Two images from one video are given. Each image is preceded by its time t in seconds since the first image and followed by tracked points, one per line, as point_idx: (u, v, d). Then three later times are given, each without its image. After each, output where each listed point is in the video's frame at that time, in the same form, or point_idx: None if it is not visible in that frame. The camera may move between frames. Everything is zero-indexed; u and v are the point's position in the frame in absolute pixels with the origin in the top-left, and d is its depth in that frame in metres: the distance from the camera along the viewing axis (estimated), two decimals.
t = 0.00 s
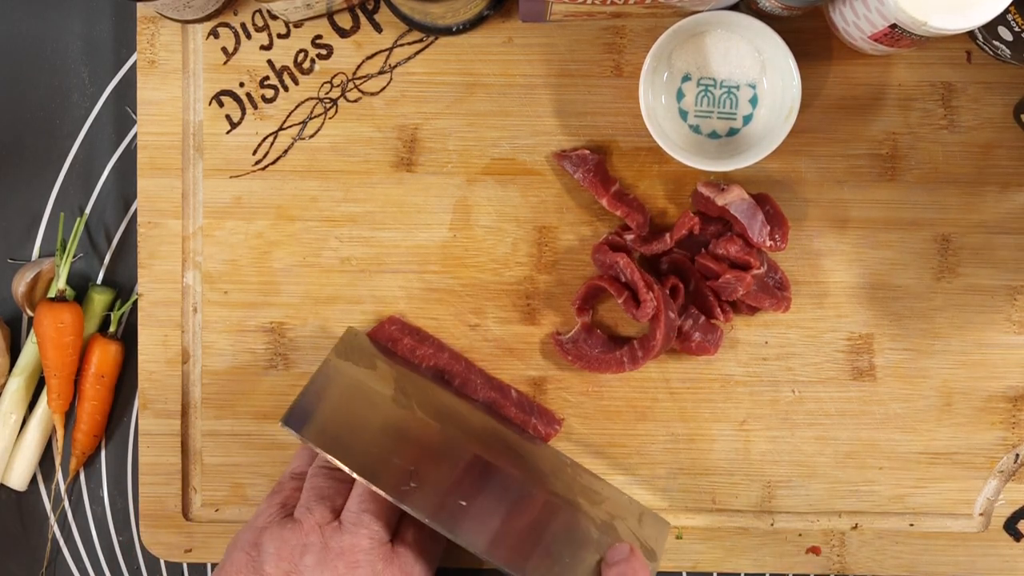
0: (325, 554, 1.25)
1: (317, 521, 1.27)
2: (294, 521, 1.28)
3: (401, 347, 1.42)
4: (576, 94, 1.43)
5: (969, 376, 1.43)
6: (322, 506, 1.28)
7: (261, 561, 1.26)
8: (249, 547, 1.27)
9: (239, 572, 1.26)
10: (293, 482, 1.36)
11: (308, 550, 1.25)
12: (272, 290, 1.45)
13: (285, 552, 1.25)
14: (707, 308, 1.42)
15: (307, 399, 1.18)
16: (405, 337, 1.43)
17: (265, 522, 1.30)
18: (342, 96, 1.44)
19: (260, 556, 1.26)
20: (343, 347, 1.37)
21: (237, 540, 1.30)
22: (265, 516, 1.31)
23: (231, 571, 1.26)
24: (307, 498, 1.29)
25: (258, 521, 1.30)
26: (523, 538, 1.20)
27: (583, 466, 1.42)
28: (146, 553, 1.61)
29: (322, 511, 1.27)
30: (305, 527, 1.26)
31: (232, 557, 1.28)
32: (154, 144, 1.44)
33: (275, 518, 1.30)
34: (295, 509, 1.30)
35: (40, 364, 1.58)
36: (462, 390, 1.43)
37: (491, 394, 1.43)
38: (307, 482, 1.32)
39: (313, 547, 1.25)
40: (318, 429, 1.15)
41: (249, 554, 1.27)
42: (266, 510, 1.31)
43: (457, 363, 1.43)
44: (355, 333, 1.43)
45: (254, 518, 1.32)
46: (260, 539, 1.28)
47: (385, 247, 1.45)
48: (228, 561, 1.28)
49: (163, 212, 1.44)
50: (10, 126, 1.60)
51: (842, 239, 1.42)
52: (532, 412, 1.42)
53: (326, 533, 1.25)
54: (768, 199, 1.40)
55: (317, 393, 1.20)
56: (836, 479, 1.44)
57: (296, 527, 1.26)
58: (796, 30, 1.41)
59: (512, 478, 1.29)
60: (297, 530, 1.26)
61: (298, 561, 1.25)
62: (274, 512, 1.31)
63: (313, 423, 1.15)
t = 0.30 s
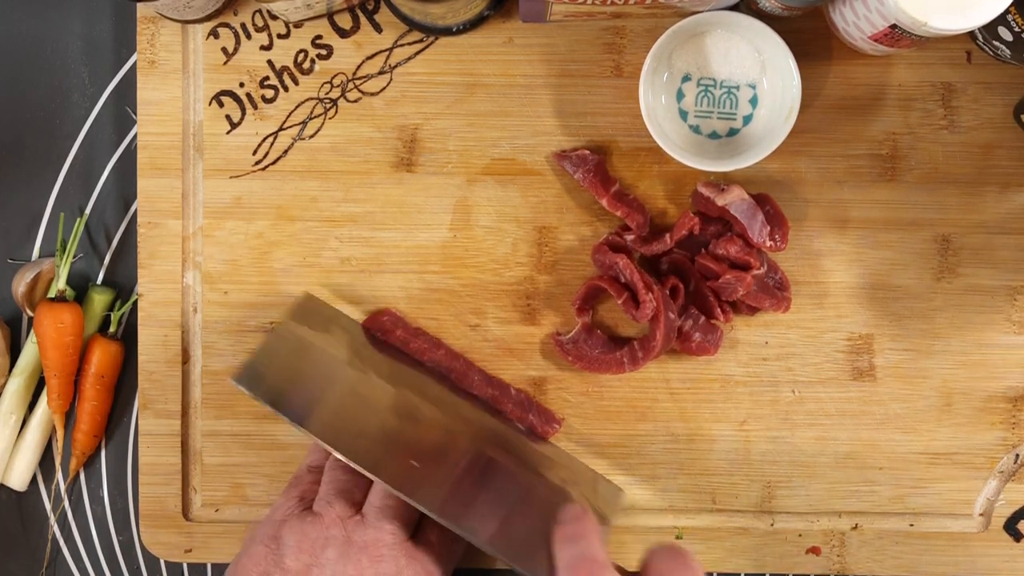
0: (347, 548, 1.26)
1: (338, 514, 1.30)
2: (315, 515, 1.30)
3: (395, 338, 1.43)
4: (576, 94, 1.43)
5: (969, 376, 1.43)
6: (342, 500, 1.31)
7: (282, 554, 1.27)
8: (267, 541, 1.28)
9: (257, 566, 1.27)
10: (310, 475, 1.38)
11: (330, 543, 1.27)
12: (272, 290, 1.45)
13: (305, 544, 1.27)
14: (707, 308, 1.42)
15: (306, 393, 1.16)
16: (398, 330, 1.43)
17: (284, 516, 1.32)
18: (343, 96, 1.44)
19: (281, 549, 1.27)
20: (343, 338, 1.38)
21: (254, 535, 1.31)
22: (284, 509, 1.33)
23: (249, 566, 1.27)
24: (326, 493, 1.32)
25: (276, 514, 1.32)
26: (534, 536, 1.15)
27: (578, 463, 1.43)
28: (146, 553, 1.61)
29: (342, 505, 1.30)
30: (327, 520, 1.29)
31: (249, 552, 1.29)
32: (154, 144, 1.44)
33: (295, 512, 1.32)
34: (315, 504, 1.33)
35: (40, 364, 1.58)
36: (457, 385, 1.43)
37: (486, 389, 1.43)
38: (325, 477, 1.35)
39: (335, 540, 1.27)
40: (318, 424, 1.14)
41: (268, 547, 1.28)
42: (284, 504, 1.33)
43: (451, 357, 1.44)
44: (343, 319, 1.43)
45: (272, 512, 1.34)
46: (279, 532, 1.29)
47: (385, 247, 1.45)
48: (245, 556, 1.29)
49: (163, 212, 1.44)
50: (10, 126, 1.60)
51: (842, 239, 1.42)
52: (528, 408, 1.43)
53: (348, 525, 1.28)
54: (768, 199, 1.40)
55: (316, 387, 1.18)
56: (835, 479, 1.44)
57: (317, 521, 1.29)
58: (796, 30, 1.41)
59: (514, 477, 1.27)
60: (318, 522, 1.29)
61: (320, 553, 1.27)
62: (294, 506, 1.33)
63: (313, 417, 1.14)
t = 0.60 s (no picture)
0: (347, 544, 1.26)
1: (337, 510, 1.28)
2: (314, 511, 1.29)
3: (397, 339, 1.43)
4: (576, 94, 1.43)
5: (969, 376, 1.43)
6: (341, 496, 1.30)
7: (282, 551, 1.27)
8: (267, 538, 1.28)
9: (257, 564, 1.27)
10: (308, 474, 1.37)
11: (330, 539, 1.26)
12: (272, 290, 1.45)
13: (305, 541, 1.26)
14: (707, 308, 1.42)
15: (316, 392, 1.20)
16: (407, 335, 1.43)
17: (282, 513, 1.31)
18: (342, 96, 1.44)
19: (280, 546, 1.27)
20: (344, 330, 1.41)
21: (253, 532, 1.31)
22: (282, 506, 1.32)
23: (249, 565, 1.27)
24: (325, 489, 1.30)
25: (275, 512, 1.31)
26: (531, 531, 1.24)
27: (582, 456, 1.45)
28: (146, 553, 1.61)
29: (342, 501, 1.29)
30: (327, 516, 1.28)
31: (249, 549, 1.29)
32: (154, 144, 1.44)
33: (293, 509, 1.31)
34: (313, 500, 1.31)
35: (40, 364, 1.58)
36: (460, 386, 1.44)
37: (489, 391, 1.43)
38: (322, 473, 1.33)
39: (335, 536, 1.26)
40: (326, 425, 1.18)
41: (268, 544, 1.28)
42: (282, 502, 1.32)
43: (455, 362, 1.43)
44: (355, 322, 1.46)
45: (271, 510, 1.32)
46: (278, 530, 1.29)
47: (385, 247, 1.45)
48: (245, 554, 1.29)
49: (163, 212, 1.44)
50: (10, 126, 1.60)
51: (842, 239, 1.42)
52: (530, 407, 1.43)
53: (348, 522, 1.28)
54: (768, 199, 1.40)
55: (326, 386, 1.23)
56: (835, 479, 1.44)
57: (316, 517, 1.28)
58: (796, 30, 1.41)
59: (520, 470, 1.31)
60: (317, 519, 1.28)
61: (320, 550, 1.26)
62: (293, 503, 1.32)
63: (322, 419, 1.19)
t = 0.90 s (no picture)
0: (349, 544, 1.27)
1: (337, 510, 1.29)
2: (314, 511, 1.29)
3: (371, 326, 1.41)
4: (576, 94, 1.43)
5: (969, 376, 1.43)
6: (340, 496, 1.30)
7: (283, 552, 1.28)
8: (267, 539, 1.29)
9: (258, 564, 1.28)
10: (309, 474, 1.36)
11: (331, 539, 1.27)
12: (272, 290, 1.45)
13: (306, 542, 1.27)
14: (707, 308, 1.42)
15: (317, 379, 1.16)
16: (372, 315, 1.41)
17: (283, 514, 1.31)
18: (343, 96, 1.44)
19: (281, 546, 1.28)
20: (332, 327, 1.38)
21: (254, 532, 1.31)
22: (283, 506, 1.32)
23: (250, 565, 1.27)
24: (324, 489, 1.30)
25: (276, 513, 1.31)
26: (532, 528, 1.20)
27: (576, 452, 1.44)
28: (146, 553, 1.61)
29: (342, 501, 1.29)
30: (327, 516, 1.28)
31: (250, 549, 1.29)
32: (154, 144, 1.44)
33: (294, 510, 1.31)
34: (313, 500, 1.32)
35: (40, 364, 1.58)
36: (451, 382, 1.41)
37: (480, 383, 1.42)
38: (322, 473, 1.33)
39: (336, 536, 1.27)
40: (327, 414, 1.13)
41: (269, 544, 1.28)
42: (283, 502, 1.32)
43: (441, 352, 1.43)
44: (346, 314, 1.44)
45: (271, 510, 1.33)
46: (278, 530, 1.29)
47: (385, 247, 1.45)
48: (247, 554, 1.29)
49: (163, 212, 1.44)
50: (10, 126, 1.60)
51: (842, 239, 1.42)
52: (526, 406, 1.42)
53: (348, 522, 1.28)
54: (768, 199, 1.40)
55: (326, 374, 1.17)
56: (835, 479, 1.44)
57: (317, 517, 1.28)
58: (796, 30, 1.41)
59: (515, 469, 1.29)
60: (318, 519, 1.28)
61: (321, 550, 1.27)
62: (294, 504, 1.32)
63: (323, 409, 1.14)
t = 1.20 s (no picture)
0: (349, 548, 1.27)
1: (337, 514, 1.29)
2: (315, 515, 1.29)
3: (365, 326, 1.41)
4: (576, 94, 1.43)
5: (969, 376, 1.43)
6: (340, 501, 1.30)
7: (283, 556, 1.27)
8: (267, 543, 1.28)
9: (258, 568, 1.27)
10: (309, 478, 1.36)
11: (332, 543, 1.27)
12: (272, 290, 1.45)
13: (306, 546, 1.27)
14: (707, 308, 1.42)
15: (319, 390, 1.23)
16: (367, 313, 1.41)
17: (283, 519, 1.31)
18: (343, 96, 1.44)
19: (281, 550, 1.27)
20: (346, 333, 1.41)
21: (254, 535, 1.31)
22: (283, 511, 1.32)
23: (249, 566, 1.27)
24: (324, 494, 1.31)
25: (276, 516, 1.31)
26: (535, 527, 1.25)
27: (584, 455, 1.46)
28: (146, 553, 1.61)
29: (342, 505, 1.29)
30: (327, 520, 1.28)
31: (249, 552, 1.29)
32: (154, 144, 1.44)
33: (294, 514, 1.30)
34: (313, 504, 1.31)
35: (40, 364, 1.58)
36: (455, 389, 1.41)
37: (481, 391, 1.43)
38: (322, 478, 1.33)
39: (337, 540, 1.27)
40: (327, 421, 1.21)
41: (269, 548, 1.28)
42: (283, 506, 1.32)
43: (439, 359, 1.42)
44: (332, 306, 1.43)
45: (271, 513, 1.32)
46: (279, 534, 1.29)
47: (385, 247, 1.45)
48: (247, 557, 1.29)
49: (163, 212, 1.44)
50: (9, 126, 1.60)
51: (842, 239, 1.42)
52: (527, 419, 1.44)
53: (348, 527, 1.28)
54: (768, 199, 1.40)
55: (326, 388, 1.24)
56: (835, 479, 1.44)
57: (317, 521, 1.28)
58: (796, 30, 1.41)
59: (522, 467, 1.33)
60: (319, 523, 1.28)
61: (321, 554, 1.27)
62: (293, 508, 1.31)
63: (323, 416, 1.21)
